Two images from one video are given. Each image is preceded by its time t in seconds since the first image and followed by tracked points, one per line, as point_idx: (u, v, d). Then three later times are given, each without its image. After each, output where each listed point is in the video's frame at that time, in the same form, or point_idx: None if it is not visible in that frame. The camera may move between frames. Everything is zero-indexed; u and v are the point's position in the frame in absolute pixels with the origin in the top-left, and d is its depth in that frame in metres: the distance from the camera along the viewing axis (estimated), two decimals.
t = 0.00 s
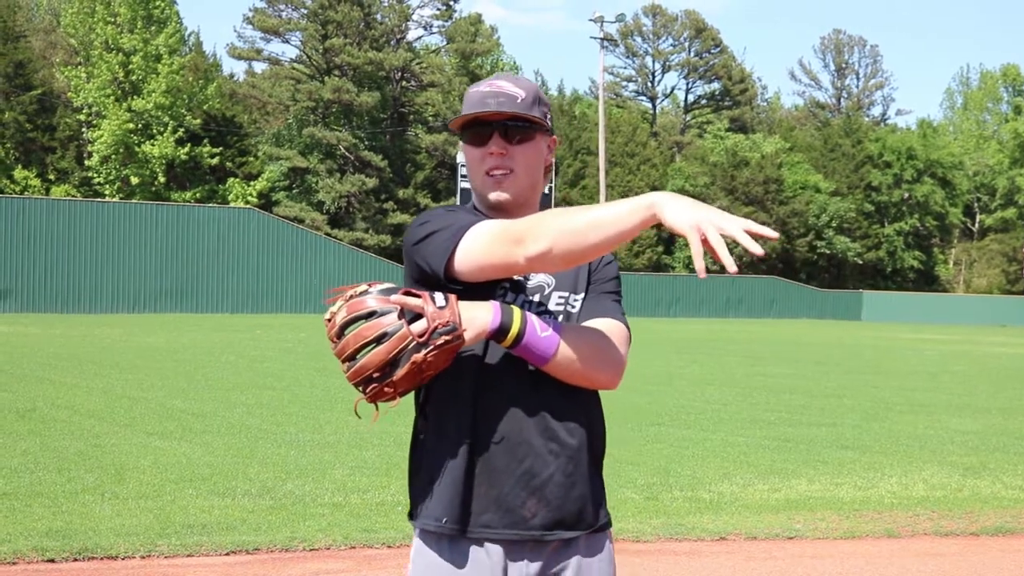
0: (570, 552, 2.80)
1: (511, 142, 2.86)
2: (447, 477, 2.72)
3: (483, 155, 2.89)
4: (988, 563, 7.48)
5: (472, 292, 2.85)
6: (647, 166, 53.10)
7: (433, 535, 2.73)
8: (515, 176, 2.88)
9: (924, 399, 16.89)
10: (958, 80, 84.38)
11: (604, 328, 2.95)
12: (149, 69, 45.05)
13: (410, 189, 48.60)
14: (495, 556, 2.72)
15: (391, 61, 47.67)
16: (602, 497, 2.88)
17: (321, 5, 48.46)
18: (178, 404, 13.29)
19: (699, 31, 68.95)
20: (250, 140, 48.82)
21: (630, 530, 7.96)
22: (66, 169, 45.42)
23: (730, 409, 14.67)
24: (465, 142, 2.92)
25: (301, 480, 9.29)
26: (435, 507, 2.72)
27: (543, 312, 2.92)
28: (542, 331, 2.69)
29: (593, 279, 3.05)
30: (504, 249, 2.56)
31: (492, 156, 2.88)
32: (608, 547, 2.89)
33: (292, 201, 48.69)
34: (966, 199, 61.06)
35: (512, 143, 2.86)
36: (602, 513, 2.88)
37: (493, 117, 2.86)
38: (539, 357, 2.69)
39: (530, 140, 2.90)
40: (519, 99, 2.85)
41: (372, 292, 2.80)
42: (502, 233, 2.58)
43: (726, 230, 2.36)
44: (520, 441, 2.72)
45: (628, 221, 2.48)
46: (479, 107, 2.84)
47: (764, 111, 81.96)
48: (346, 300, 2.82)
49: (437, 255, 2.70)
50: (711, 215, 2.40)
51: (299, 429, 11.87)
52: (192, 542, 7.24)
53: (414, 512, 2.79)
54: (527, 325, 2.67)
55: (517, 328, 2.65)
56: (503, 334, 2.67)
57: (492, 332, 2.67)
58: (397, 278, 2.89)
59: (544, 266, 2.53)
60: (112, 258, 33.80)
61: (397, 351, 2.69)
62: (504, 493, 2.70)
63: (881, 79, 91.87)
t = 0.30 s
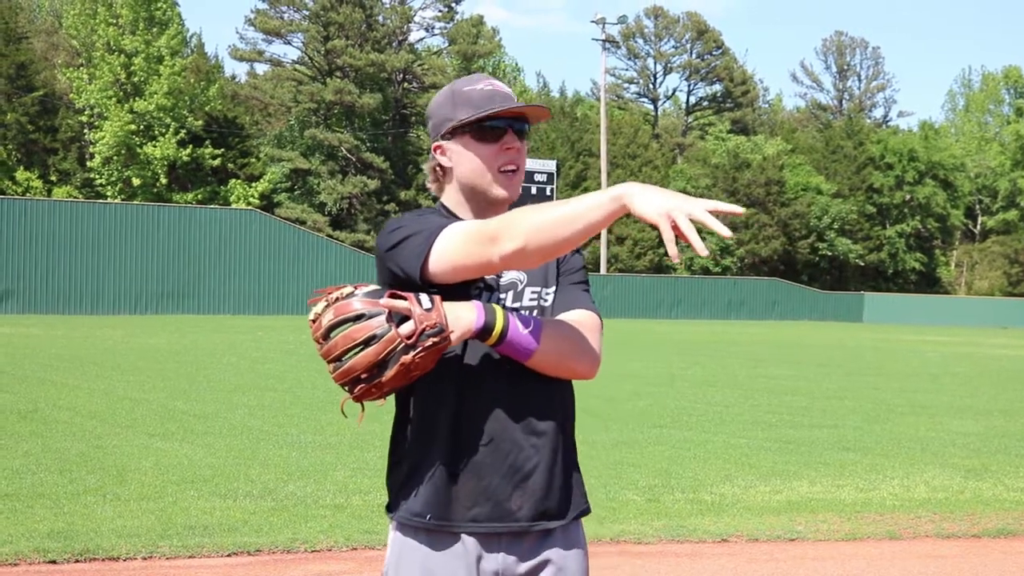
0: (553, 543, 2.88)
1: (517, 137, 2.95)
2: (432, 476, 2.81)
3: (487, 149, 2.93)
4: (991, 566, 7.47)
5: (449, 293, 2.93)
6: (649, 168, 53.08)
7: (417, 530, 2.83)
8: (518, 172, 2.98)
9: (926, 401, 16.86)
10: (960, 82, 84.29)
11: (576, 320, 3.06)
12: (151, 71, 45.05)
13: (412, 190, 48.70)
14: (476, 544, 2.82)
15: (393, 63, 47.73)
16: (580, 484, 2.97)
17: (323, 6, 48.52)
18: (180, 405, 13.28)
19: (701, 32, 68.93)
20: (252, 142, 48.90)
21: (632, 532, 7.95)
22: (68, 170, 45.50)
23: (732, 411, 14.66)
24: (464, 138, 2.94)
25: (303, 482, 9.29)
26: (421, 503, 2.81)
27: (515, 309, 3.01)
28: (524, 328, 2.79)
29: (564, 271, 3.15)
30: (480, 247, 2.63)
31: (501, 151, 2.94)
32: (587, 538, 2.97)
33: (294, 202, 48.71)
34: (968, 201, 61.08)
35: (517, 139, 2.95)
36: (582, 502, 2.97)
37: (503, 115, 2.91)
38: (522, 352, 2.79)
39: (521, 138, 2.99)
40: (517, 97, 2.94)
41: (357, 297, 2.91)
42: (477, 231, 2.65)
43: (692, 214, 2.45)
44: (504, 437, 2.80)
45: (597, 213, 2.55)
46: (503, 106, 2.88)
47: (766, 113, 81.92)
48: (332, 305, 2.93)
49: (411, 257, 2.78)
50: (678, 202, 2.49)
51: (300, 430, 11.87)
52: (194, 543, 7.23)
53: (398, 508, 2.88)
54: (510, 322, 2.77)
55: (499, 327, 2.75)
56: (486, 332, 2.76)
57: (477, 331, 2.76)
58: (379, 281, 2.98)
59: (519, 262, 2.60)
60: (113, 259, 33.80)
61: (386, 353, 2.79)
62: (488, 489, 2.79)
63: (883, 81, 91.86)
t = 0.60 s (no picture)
0: (542, 532, 2.92)
1: (483, 147, 2.96)
2: (419, 477, 2.85)
3: (449, 156, 2.94)
4: (993, 568, 7.45)
5: (429, 298, 2.96)
6: (650, 169, 52.98)
7: (408, 527, 2.87)
8: (482, 180, 3.00)
9: (928, 403, 16.84)
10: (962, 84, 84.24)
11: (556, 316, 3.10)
12: (153, 73, 44.95)
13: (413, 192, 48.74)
14: (465, 537, 2.86)
15: (394, 65, 47.80)
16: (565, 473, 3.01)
17: (325, 8, 48.57)
18: (181, 407, 13.29)
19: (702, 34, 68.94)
20: (253, 144, 48.98)
21: (632, 534, 7.94)
22: (70, 172, 45.59)
23: (732, 412, 14.65)
24: (428, 144, 2.96)
25: (303, 484, 9.28)
26: (412, 501, 2.86)
27: (496, 308, 3.05)
28: (505, 329, 2.82)
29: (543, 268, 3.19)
30: (458, 245, 2.66)
31: (463, 159, 2.95)
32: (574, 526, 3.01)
33: (295, 204, 48.71)
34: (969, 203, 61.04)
35: (481, 149, 2.96)
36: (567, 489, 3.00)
37: (466, 124, 2.91)
38: (505, 352, 2.83)
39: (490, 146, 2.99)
40: (490, 107, 2.93)
41: (341, 311, 2.94)
42: (455, 232, 2.68)
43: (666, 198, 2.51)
44: (489, 433, 2.84)
45: (573, 203, 2.59)
46: (464, 117, 2.88)
47: (767, 115, 81.91)
48: (315, 322, 2.95)
49: (392, 262, 2.81)
50: (651, 190, 2.55)
51: (301, 432, 11.87)
52: (195, 545, 7.24)
53: (387, 507, 2.92)
54: (491, 324, 2.81)
55: (481, 329, 2.79)
56: (470, 336, 2.79)
57: (460, 335, 2.79)
58: (361, 292, 3.00)
59: (499, 257, 2.63)
60: (115, 261, 33.85)
61: (372, 363, 2.82)
62: (475, 483, 2.83)
63: (885, 83, 91.84)
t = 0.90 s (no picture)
0: (532, 531, 2.92)
1: (433, 148, 2.97)
2: (410, 475, 2.86)
3: (407, 162, 3.00)
4: (995, 570, 7.45)
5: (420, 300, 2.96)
6: (652, 171, 52.87)
7: (400, 526, 2.87)
8: (438, 182, 3.01)
9: (929, 405, 16.85)
10: (963, 87, 84.20)
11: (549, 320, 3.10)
12: (154, 74, 44.91)
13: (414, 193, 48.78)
14: (457, 535, 2.85)
15: (395, 67, 47.85)
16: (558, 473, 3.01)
17: (326, 10, 48.64)
18: (182, 408, 13.29)
19: (703, 36, 68.98)
20: (255, 145, 49.07)
21: (634, 536, 7.94)
22: (71, 173, 45.71)
23: (733, 414, 14.65)
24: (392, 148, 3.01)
25: (304, 485, 9.29)
26: (402, 498, 2.87)
27: (489, 309, 3.05)
28: (492, 331, 2.82)
29: (536, 272, 3.19)
30: (446, 255, 2.68)
31: (418, 163, 2.99)
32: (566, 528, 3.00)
33: (297, 205, 48.73)
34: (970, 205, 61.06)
35: (433, 150, 2.97)
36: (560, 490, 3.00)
37: (415, 125, 2.96)
38: (493, 355, 2.83)
39: (452, 147, 3.01)
40: (439, 107, 2.95)
41: (332, 308, 2.95)
42: (443, 239, 2.70)
43: (653, 218, 2.50)
44: (479, 433, 2.84)
45: (560, 219, 2.60)
46: (402, 118, 2.93)
47: (768, 117, 81.91)
48: (306, 318, 2.99)
49: (383, 266, 2.82)
50: (639, 207, 2.55)
51: (302, 433, 11.88)
52: (195, 546, 7.23)
53: (379, 505, 2.92)
54: (479, 328, 2.80)
55: (470, 332, 2.78)
56: (457, 339, 2.79)
57: (447, 337, 2.79)
58: (355, 291, 3.02)
59: (487, 267, 2.65)
60: (116, 263, 33.88)
61: (361, 363, 2.84)
62: (465, 483, 2.83)
63: (886, 85, 91.88)
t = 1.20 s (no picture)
0: (539, 536, 2.93)
1: (445, 149, 2.98)
2: (418, 475, 2.85)
3: (418, 163, 3.00)
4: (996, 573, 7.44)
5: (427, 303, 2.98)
6: (653, 174, 52.81)
7: (409, 529, 2.87)
8: (448, 182, 3.01)
9: (929, 407, 16.85)
10: (963, 89, 84.21)
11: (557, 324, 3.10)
12: (155, 76, 44.85)
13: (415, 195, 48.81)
14: (464, 539, 2.85)
15: (397, 69, 47.91)
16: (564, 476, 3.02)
17: (327, 12, 48.67)
18: (183, 410, 13.28)
19: (704, 38, 68.96)
20: (256, 147, 49.07)
21: (634, 538, 7.94)
22: (72, 175, 45.69)
23: (734, 417, 14.64)
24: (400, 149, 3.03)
25: (305, 487, 9.28)
26: (407, 500, 2.86)
27: (495, 312, 3.05)
28: (498, 335, 2.83)
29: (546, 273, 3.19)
30: (451, 260, 2.69)
31: (429, 165, 3.00)
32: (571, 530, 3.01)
33: (297, 207, 48.68)
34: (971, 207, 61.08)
35: (444, 151, 2.98)
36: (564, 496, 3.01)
37: (423, 128, 2.97)
38: (499, 359, 2.83)
39: (461, 149, 3.02)
40: (449, 109, 2.97)
41: (340, 307, 2.93)
42: (449, 244, 2.71)
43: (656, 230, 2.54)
44: (486, 436, 2.85)
45: (564, 229, 2.63)
46: (412, 120, 2.94)
47: (770, 119, 81.89)
48: (314, 314, 2.97)
49: (390, 270, 2.81)
50: (642, 221, 2.57)
51: (303, 435, 11.87)
52: (197, 548, 7.23)
53: (385, 507, 2.92)
54: (486, 331, 2.80)
55: (476, 335, 2.78)
56: (463, 341, 2.80)
57: (454, 340, 2.79)
58: (362, 291, 3.01)
59: (493, 274, 2.66)
60: (116, 264, 33.88)
61: (366, 363, 2.84)
62: (472, 483, 2.84)
63: (887, 87, 91.92)
